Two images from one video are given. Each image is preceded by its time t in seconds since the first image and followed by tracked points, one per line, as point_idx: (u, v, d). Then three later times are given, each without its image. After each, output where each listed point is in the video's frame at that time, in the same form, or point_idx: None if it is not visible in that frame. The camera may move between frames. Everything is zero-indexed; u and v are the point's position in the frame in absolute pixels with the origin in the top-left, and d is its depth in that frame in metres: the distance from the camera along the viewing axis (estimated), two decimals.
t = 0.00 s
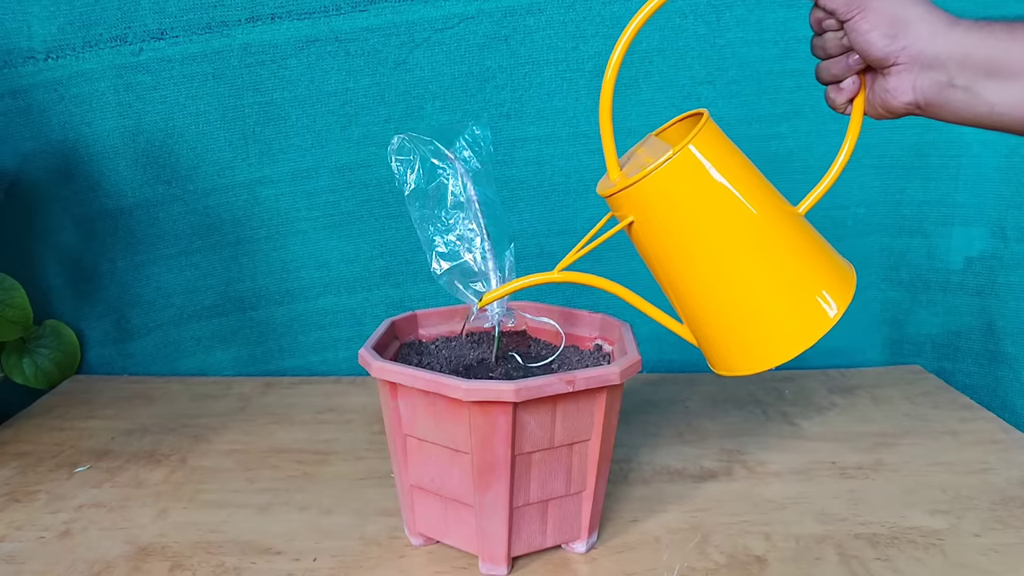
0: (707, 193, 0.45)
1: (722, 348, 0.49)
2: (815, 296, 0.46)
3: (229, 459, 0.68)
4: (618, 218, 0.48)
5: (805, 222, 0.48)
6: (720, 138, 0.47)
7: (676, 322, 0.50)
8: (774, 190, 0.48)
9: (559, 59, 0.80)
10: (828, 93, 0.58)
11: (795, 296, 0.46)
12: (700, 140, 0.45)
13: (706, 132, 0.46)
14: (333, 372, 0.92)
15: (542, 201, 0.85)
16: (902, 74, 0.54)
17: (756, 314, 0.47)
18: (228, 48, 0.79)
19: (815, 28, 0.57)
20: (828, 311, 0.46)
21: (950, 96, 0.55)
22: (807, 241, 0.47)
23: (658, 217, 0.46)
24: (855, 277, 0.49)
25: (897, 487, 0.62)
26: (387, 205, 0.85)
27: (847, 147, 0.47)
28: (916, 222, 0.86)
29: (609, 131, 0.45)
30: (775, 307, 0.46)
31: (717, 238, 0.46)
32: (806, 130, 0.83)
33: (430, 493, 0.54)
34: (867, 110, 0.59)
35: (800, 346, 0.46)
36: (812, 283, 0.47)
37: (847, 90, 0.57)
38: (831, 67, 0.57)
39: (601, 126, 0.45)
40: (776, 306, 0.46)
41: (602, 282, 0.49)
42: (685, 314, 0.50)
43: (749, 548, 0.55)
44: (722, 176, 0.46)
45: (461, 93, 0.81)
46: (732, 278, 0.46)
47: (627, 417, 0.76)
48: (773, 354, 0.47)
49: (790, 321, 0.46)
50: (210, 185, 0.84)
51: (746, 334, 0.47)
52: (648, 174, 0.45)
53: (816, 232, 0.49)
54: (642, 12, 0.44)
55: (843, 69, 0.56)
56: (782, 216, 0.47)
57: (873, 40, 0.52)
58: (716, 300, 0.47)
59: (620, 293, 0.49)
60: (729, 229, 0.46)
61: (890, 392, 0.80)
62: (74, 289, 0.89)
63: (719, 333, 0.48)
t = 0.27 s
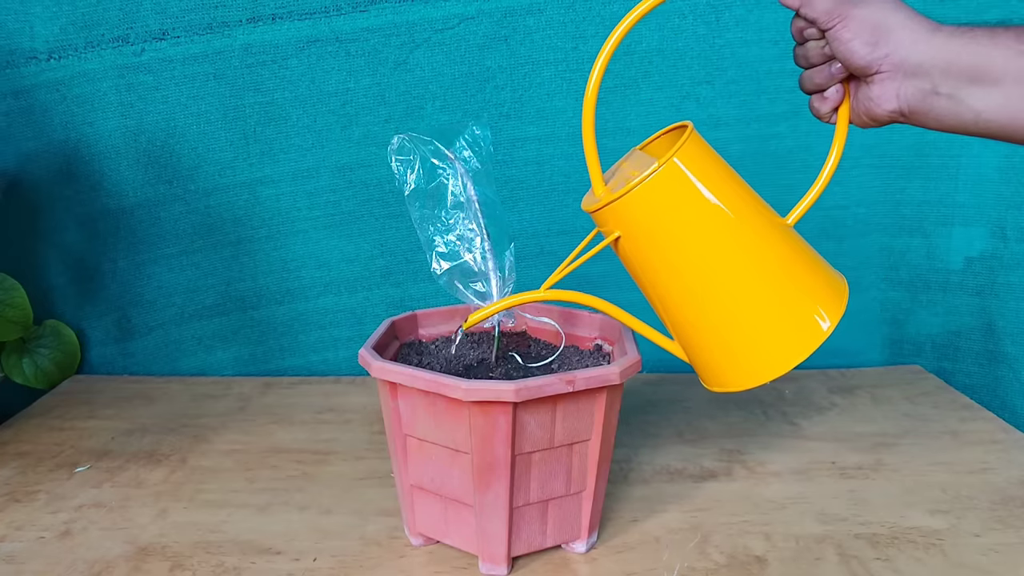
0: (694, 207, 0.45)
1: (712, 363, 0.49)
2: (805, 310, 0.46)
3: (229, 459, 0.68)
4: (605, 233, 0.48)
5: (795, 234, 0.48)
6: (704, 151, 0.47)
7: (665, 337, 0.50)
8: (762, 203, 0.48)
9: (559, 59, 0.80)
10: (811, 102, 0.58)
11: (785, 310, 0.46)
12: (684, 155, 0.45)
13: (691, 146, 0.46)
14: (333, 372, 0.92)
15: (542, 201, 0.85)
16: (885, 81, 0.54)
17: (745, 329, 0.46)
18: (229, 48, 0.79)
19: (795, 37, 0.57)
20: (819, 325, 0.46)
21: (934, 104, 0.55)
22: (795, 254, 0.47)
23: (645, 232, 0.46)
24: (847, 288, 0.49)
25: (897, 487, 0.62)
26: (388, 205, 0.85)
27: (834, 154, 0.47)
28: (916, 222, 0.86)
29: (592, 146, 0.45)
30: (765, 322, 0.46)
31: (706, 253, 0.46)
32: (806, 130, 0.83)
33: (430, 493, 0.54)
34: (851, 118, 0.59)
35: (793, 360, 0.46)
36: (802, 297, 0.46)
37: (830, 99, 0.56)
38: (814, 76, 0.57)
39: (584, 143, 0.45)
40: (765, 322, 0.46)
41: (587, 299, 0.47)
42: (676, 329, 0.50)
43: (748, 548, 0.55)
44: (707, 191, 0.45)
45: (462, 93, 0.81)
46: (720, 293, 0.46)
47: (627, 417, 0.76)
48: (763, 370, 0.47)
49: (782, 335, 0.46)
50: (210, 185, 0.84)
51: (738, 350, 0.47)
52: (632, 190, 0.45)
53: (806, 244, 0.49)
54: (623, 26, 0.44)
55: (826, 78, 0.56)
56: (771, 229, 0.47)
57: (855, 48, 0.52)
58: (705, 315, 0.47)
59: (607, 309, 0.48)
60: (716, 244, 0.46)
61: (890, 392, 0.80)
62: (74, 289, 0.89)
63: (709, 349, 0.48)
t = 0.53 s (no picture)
0: (682, 186, 0.45)
1: (697, 346, 0.48)
2: (792, 294, 0.46)
3: (229, 459, 0.68)
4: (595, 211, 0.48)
5: (785, 220, 0.48)
6: (697, 131, 0.47)
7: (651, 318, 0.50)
8: (752, 186, 0.48)
9: (558, 59, 0.80)
10: (811, 90, 0.57)
11: (772, 293, 0.46)
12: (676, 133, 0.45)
13: (683, 125, 0.46)
14: (333, 372, 0.92)
15: (542, 201, 0.85)
16: (886, 68, 0.55)
17: (732, 311, 0.46)
18: (230, 48, 0.79)
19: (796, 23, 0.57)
20: (805, 310, 0.46)
21: (934, 89, 0.56)
22: (784, 238, 0.47)
23: (633, 210, 0.46)
24: (836, 276, 0.48)
25: (897, 487, 0.62)
26: (388, 205, 0.85)
27: (831, 139, 0.47)
28: (916, 221, 0.86)
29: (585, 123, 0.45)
30: (752, 305, 0.46)
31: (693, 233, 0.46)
32: (806, 130, 0.83)
33: (430, 493, 0.54)
34: (851, 105, 0.60)
35: (777, 344, 0.46)
36: (789, 281, 0.46)
37: (830, 86, 0.56)
38: (813, 63, 0.57)
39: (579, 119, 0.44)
40: (752, 304, 0.46)
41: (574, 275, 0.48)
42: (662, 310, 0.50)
43: (748, 548, 0.55)
44: (698, 171, 0.45)
45: (461, 93, 0.81)
46: (707, 273, 0.46)
47: (627, 417, 0.76)
48: (748, 353, 0.47)
49: (768, 318, 0.46)
50: (211, 185, 0.84)
51: (724, 333, 0.47)
52: (623, 165, 0.45)
53: (796, 230, 0.49)
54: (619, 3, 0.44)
55: (826, 63, 0.56)
56: (760, 212, 0.47)
57: (858, 33, 0.53)
58: (692, 295, 0.47)
59: (595, 287, 0.48)
60: (705, 224, 0.45)
61: (891, 392, 0.80)
62: (74, 289, 0.89)
63: (695, 331, 0.48)
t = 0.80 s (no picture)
0: (724, 177, 0.45)
1: (736, 336, 0.49)
2: (833, 283, 0.46)
3: (229, 459, 0.68)
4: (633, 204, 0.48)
5: (823, 210, 0.48)
6: (735, 122, 0.47)
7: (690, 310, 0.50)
8: (793, 177, 0.48)
9: (559, 59, 0.80)
10: (846, 79, 0.57)
11: (812, 282, 0.46)
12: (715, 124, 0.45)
13: (721, 117, 0.46)
14: (333, 371, 0.92)
15: (542, 200, 0.85)
16: (924, 56, 0.54)
17: (772, 300, 0.46)
18: (231, 48, 0.79)
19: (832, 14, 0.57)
20: (846, 299, 0.46)
21: (972, 78, 0.55)
22: (824, 227, 0.47)
23: (673, 203, 0.46)
24: (876, 266, 0.49)
25: (897, 487, 0.62)
26: (388, 204, 0.85)
27: (870, 130, 0.47)
28: (916, 222, 0.86)
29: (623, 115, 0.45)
30: (796, 296, 0.46)
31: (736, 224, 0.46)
32: (806, 130, 0.83)
33: (430, 493, 0.54)
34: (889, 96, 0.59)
35: (821, 334, 0.46)
36: (830, 270, 0.46)
37: (867, 75, 0.56)
38: (850, 53, 0.57)
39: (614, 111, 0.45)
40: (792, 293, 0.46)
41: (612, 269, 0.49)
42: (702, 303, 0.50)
43: (748, 548, 0.55)
44: (738, 161, 0.45)
45: (461, 93, 0.81)
46: (749, 263, 0.46)
47: (627, 416, 0.76)
48: (789, 342, 0.47)
49: (812, 309, 0.46)
50: (213, 185, 0.84)
51: (765, 323, 0.47)
52: (662, 157, 0.45)
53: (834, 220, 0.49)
54: None
55: (863, 53, 0.56)
56: (802, 203, 0.47)
57: (895, 22, 0.52)
58: (732, 286, 0.47)
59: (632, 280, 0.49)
60: (745, 215, 0.46)
61: (890, 392, 0.80)
62: (75, 289, 0.89)
63: (735, 321, 0.48)
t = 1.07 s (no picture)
0: (771, 159, 0.45)
1: (791, 315, 0.48)
2: (888, 257, 0.46)
3: (228, 459, 0.68)
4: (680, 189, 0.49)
5: (873, 188, 0.48)
6: (779, 106, 0.47)
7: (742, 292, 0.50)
8: (838, 155, 0.48)
9: (558, 59, 0.80)
10: (890, 55, 0.59)
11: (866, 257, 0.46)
12: (758, 109, 0.45)
13: (764, 101, 0.46)
14: (333, 371, 0.92)
15: (542, 200, 0.85)
16: (962, 30, 0.55)
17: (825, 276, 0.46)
18: (232, 49, 0.79)
19: None
20: (902, 273, 0.46)
21: (1012, 52, 0.55)
22: (876, 203, 0.47)
23: (720, 186, 0.46)
24: (927, 236, 0.48)
25: (897, 487, 0.62)
26: (389, 204, 0.85)
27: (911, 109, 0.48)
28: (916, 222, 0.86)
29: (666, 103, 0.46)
30: (847, 271, 0.46)
31: (783, 204, 0.46)
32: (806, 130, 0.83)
33: (430, 493, 0.54)
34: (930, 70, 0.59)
35: (872, 307, 0.46)
36: (883, 244, 0.46)
37: (909, 51, 0.58)
38: (891, 28, 0.58)
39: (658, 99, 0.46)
40: (846, 268, 0.46)
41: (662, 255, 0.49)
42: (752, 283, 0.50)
43: (748, 548, 0.55)
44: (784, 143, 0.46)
45: (462, 94, 0.81)
46: (801, 241, 0.46)
47: (627, 416, 0.76)
48: (844, 317, 0.46)
49: (862, 283, 0.46)
50: (215, 184, 0.84)
51: (818, 299, 0.47)
52: (708, 143, 0.45)
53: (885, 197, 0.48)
54: None
55: (904, 29, 0.57)
56: (849, 180, 0.47)
57: None
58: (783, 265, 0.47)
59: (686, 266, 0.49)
60: (795, 195, 0.46)
61: (890, 392, 0.80)
62: (76, 288, 0.89)
63: (788, 299, 0.48)
